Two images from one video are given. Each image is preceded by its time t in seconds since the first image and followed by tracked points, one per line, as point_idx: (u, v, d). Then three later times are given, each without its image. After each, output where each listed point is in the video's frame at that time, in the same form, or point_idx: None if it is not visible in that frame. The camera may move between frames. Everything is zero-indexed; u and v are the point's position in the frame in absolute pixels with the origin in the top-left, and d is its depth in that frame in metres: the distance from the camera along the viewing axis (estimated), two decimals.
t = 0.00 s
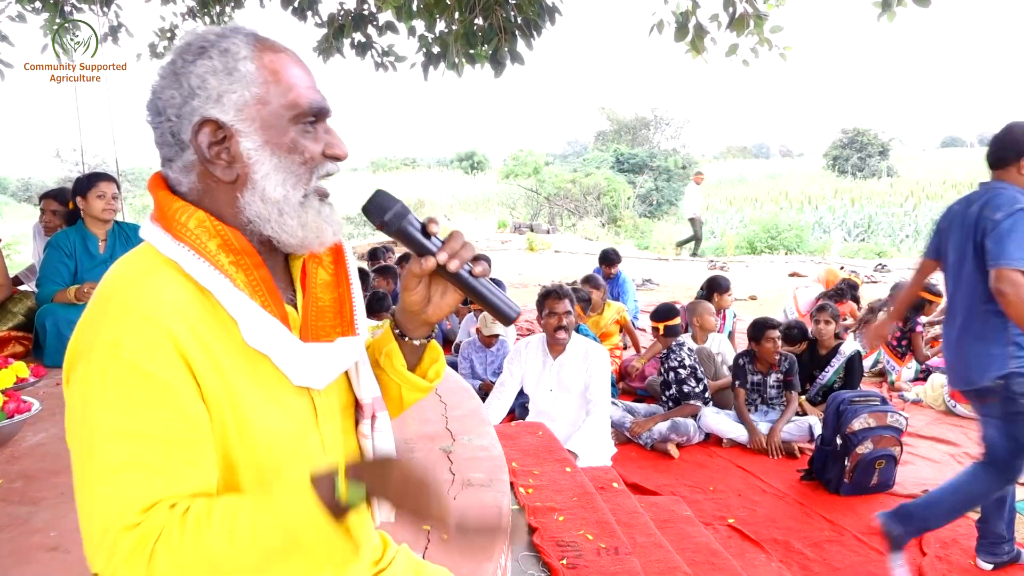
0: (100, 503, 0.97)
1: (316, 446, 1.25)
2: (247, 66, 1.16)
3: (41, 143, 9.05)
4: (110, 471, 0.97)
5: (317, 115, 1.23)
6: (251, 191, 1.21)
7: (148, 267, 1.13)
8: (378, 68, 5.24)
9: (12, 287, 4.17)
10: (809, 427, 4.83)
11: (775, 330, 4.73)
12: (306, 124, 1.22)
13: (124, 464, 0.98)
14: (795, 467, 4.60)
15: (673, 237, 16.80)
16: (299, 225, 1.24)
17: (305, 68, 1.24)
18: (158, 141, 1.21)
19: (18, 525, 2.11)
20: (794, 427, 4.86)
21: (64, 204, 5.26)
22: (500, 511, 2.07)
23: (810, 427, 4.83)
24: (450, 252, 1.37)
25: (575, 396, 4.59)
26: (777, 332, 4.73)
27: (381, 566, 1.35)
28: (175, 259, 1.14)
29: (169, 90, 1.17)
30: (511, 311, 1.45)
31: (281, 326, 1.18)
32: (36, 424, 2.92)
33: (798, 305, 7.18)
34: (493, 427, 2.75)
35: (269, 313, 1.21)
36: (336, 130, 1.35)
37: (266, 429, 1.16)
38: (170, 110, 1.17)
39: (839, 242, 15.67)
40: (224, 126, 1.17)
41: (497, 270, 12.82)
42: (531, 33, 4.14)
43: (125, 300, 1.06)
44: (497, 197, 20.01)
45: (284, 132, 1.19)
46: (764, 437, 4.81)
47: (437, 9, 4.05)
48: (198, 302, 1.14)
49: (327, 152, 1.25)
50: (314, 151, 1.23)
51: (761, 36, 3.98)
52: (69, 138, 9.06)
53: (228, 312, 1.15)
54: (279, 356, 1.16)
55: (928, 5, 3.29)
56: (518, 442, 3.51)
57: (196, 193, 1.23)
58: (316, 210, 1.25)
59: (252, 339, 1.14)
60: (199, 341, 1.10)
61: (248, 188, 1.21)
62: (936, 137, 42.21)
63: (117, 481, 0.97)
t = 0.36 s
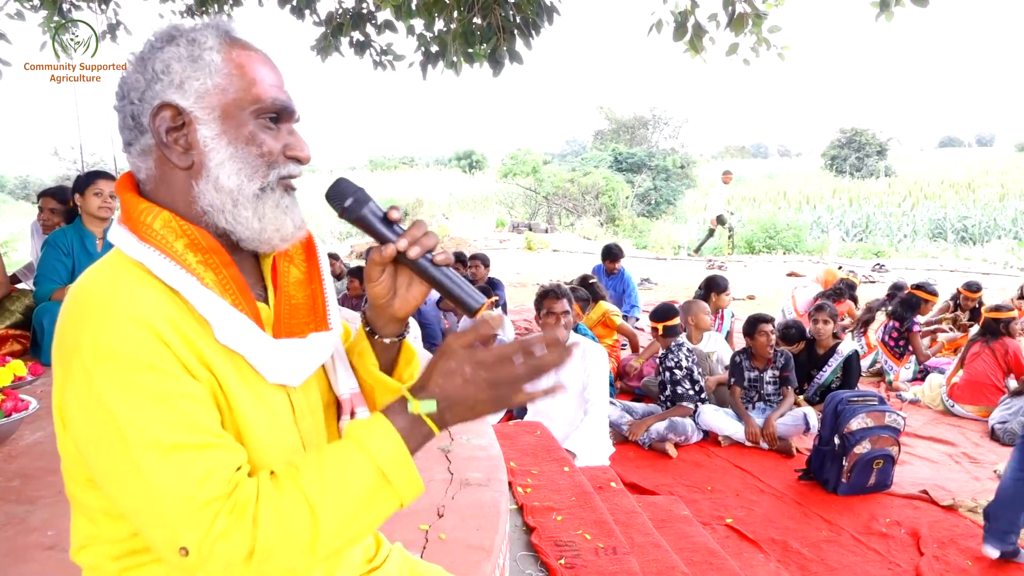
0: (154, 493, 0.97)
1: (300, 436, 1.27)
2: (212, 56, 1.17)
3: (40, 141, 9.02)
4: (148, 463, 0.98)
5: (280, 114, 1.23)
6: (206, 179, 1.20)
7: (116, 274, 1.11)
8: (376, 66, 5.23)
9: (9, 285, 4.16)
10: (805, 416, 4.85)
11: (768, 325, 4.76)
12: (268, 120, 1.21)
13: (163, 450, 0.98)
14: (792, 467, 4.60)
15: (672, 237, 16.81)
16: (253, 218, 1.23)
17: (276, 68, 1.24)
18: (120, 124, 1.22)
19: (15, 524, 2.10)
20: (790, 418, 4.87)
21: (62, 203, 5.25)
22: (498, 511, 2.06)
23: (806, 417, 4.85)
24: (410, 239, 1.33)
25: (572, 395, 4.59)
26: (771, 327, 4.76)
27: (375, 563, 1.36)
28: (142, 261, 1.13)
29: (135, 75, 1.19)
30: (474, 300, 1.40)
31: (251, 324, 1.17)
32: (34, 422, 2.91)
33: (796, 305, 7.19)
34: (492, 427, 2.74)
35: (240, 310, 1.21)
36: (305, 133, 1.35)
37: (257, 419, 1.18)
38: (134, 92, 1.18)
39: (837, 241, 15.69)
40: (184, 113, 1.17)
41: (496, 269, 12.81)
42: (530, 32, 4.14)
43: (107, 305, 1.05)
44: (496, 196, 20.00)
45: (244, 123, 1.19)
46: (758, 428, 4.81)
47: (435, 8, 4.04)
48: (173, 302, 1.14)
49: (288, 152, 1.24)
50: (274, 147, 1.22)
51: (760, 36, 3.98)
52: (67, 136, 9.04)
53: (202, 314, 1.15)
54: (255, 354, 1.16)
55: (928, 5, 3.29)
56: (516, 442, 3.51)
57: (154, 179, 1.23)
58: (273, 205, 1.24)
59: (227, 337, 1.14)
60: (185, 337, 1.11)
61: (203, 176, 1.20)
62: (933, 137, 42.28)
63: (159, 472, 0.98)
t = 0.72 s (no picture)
0: (128, 519, 1.01)
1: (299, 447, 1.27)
2: (214, 54, 1.18)
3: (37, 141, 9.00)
4: (131, 486, 1.00)
5: (279, 113, 1.24)
6: (207, 175, 1.19)
7: (125, 276, 1.11)
8: (374, 67, 5.22)
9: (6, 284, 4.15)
10: (796, 407, 4.82)
11: (765, 326, 4.77)
12: (269, 119, 1.22)
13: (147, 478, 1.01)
14: (789, 467, 4.61)
15: (669, 237, 16.81)
16: (254, 215, 1.22)
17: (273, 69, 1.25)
18: (117, 121, 1.20)
19: (12, 524, 2.09)
20: (783, 409, 4.83)
21: (60, 203, 5.24)
22: (496, 512, 2.06)
23: (797, 408, 4.82)
24: (394, 245, 1.34)
25: (570, 396, 4.59)
26: (766, 327, 4.78)
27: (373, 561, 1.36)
28: (145, 260, 1.12)
29: (135, 73, 1.18)
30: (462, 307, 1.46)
31: (256, 328, 1.18)
32: (30, 423, 2.90)
33: (793, 306, 7.20)
34: (489, 427, 2.74)
35: (242, 313, 1.21)
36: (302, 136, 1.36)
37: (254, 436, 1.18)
38: (133, 89, 1.18)
39: (834, 242, 15.72)
40: (186, 109, 1.17)
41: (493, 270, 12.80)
42: (528, 32, 4.13)
43: (114, 314, 1.05)
44: (493, 196, 20.00)
45: (245, 120, 1.19)
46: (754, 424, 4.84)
47: (433, 8, 4.04)
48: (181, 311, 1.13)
49: (287, 153, 1.24)
50: (274, 146, 1.22)
51: (757, 37, 3.98)
52: (64, 136, 9.02)
53: (204, 316, 1.14)
54: (256, 359, 1.16)
55: (925, 6, 3.29)
56: (513, 443, 3.50)
57: (152, 177, 1.22)
58: (274, 202, 1.23)
59: (227, 343, 1.14)
60: (191, 351, 1.10)
61: (203, 172, 1.19)
62: (930, 136, 42.34)
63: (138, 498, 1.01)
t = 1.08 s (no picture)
0: (119, 522, 1.01)
1: (294, 456, 1.25)
2: (217, 54, 1.17)
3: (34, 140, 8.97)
4: (122, 490, 1.00)
5: (285, 112, 1.23)
6: (214, 178, 1.18)
7: (119, 280, 1.10)
8: (372, 66, 5.21)
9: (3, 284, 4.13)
10: (793, 407, 4.74)
11: (761, 328, 4.73)
12: (275, 118, 1.22)
13: (138, 481, 1.00)
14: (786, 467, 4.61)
15: (667, 236, 16.82)
16: (264, 216, 1.21)
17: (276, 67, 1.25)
18: (120, 127, 1.19)
19: (8, 524, 2.08)
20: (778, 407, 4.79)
21: (57, 201, 5.22)
22: (494, 512, 2.05)
23: (794, 407, 4.74)
24: (404, 260, 1.35)
25: (569, 396, 4.59)
26: (763, 328, 4.76)
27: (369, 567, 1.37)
28: (145, 267, 1.12)
29: (137, 76, 1.17)
30: (470, 325, 1.46)
31: (254, 339, 1.17)
32: (27, 422, 2.89)
33: (791, 305, 7.21)
34: (487, 427, 2.73)
35: (242, 324, 1.20)
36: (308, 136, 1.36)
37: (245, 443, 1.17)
38: (136, 94, 1.17)
39: (831, 242, 15.73)
40: (190, 111, 1.16)
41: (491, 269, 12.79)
42: (527, 32, 4.12)
43: (104, 315, 1.04)
44: (491, 196, 20.00)
45: (250, 121, 1.19)
46: (750, 422, 4.88)
47: (431, 8, 4.03)
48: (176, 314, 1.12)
49: (295, 151, 1.24)
50: (282, 146, 1.22)
51: (755, 36, 3.98)
52: (61, 135, 8.99)
53: (201, 324, 1.13)
54: (255, 370, 1.15)
55: (922, 6, 3.29)
56: (511, 442, 3.50)
57: (157, 182, 1.21)
58: (284, 203, 1.23)
59: (225, 352, 1.13)
60: (182, 354, 1.09)
61: (211, 176, 1.19)
62: (928, 136, 42.40)
63: (129, 502, 1.01)
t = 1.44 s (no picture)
0: (115, 523, 1.00)
1: (290, 458, 1.24)
2: (207, 55, 1.16)
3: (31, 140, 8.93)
4: (117, 488, 0.99)
5: (280, 109, 1.22)
6: (209, 182, 1.18)
7: (113, 280, 1.09)
8: (369, 65, 5.19)
9: None
10: (795, 411, 4.92)
11: (762, 329, 4.74)
12: (269, 117, 1.21)
13: (136, 480, 1.00)
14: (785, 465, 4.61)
15: (665, 235, 16.83)
16: (259, 219, 1.20)
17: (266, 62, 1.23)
18: (113, 134, 1.19)
19: (4, 524, 2.07)
20: (781, 412, 4.91)
21: (53, 201, 5.20)
22: (492, 511, 2.05)
23: (795, 411, 4.92)
24: (401, 265, 1.34)
25: (567, 394, 4.58)
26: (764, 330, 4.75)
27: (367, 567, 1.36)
28: (139, 268, 1.11)
29: (126, 80, 1.16)
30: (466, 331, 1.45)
31: (250, 339, 1.16)
32: (24, 422, 2.88)
33: (789, 303, 7.21)
34: (485, 426, 2.73)
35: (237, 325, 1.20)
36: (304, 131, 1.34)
37: (240, 444, 1.16)
38: (126, 100, 1.16)
39: (829, 240, 15.74)
40: (182, 116, 1.15)
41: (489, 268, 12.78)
42: (523, 30, 4.11)
43: (96, 314, 1.03)
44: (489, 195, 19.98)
45: (243, 121, 1.18)
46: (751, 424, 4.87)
47: (428, 6, 4.02)
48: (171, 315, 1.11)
49: (291, 148, 1.23)
50: (277, 144, 1.21)
51: (752, 34, 3.97)
52: (58, 135, 8.97)
53: (198, 326, 1.12)
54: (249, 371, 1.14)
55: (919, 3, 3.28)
56: (509, 441, 3.49)
57: (152, 187, 1.20)
58: (279, 206, 1.22)
59: (219, 353, 1.12)
60: (176, 353, 1.08)
61: (206, 180, 1.18)
62: (926, 133, 42.44)
63: (126, 502, 1.00)
